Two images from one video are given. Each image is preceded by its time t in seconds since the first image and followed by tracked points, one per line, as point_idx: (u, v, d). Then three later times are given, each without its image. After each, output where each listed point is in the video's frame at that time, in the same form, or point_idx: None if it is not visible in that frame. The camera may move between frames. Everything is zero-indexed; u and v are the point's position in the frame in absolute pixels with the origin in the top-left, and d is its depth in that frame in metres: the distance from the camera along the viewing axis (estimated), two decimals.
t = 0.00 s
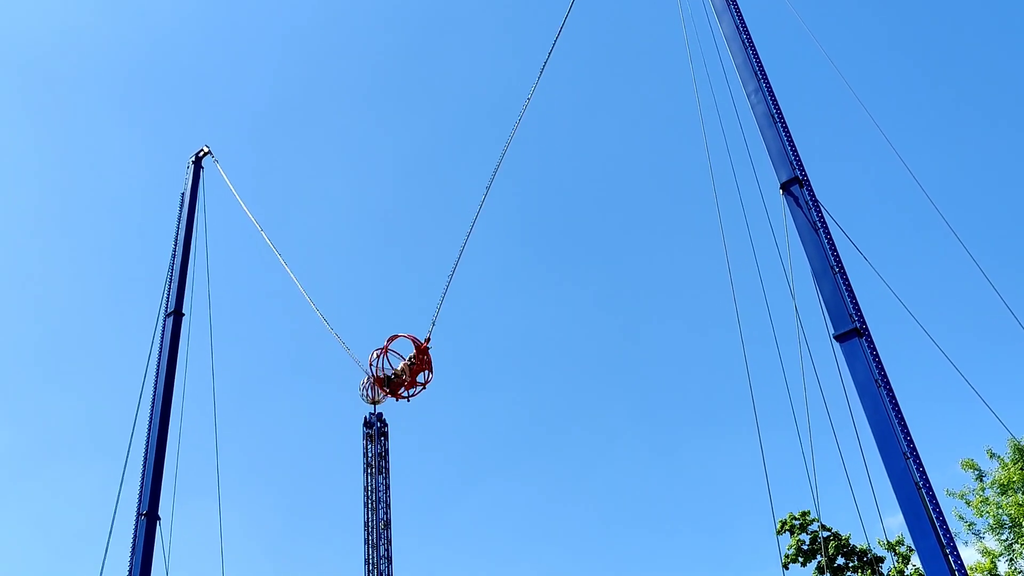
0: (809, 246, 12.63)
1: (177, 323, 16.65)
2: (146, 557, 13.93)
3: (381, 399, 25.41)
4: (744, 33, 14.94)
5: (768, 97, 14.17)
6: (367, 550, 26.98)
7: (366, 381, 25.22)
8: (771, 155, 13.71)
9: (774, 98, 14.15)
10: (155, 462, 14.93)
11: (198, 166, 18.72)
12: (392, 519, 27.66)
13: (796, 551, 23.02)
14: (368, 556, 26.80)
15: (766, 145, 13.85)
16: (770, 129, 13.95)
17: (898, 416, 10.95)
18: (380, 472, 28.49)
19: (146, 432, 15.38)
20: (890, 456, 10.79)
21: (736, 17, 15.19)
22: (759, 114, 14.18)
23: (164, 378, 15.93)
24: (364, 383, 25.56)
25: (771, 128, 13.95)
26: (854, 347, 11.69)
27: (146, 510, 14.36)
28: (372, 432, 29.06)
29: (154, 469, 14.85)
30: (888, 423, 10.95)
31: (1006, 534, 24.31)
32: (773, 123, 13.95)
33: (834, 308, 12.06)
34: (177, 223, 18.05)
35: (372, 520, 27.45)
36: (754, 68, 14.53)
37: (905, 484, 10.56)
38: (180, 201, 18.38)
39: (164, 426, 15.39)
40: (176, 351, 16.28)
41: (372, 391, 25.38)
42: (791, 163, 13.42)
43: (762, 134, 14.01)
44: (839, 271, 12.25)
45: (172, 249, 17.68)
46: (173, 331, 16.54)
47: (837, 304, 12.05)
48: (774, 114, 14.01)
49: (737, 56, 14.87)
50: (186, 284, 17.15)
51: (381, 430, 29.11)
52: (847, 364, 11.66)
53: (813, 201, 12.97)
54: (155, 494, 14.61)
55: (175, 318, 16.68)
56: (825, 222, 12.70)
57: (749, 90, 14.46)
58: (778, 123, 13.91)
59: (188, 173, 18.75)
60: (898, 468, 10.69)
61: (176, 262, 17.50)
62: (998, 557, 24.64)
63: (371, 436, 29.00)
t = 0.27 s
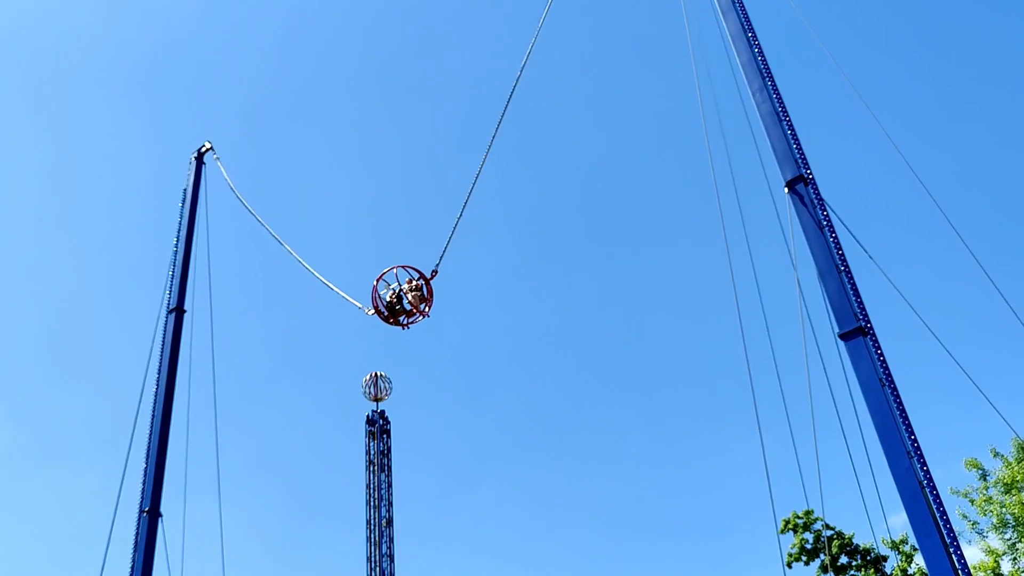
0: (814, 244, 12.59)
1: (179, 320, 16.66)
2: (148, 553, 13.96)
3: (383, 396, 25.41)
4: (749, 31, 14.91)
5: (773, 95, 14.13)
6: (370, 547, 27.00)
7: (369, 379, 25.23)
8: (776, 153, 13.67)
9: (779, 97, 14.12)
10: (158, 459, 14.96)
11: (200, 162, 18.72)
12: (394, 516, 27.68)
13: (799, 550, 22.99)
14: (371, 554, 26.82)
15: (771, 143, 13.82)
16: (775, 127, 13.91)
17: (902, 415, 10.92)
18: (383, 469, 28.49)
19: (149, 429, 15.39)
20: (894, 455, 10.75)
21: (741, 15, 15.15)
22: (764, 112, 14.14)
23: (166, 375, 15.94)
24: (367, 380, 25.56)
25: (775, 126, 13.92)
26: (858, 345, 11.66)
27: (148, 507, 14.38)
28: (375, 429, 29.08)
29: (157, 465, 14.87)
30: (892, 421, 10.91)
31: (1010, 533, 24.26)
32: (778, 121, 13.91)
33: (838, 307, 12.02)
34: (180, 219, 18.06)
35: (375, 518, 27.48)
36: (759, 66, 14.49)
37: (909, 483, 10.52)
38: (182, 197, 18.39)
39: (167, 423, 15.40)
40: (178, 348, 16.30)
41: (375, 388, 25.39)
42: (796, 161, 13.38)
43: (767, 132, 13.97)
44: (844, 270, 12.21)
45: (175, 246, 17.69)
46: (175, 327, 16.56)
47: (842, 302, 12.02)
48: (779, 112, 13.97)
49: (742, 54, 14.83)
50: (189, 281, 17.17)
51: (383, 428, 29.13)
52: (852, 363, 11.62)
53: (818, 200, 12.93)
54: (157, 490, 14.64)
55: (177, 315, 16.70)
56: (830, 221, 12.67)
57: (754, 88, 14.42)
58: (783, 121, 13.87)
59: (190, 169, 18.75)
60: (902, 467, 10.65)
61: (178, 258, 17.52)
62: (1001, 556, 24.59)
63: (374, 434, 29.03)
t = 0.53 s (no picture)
0: (817, 246, 12.57)
1: (182, 320, 16.66)
2: (150, 553, 13.95)
3: (385, 397, 25.39)
4: (753, 32, 14.88)
5: (776, 96, 14.11)
6: (371, 548, 26.99)
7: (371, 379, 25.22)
8: (778, 155, 13.65)
9: (782, 98, 14.09)
10: (160, 459, 14.96)
11: (203, 162, 18.73)
12: (396, 517, 27.66)
13: (801, 552, 22.95)
14: (372, 555, 26.80)
15: (774, 145, 13.79)
16: (778, 128, 13.89)
17: (904, 417, 10.88)
18: (384, 470, 28.48)
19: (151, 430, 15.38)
20: (897, 458, 10.72)
21: (744, 16, 15.13)
22: (767, 114, 14.11)
23: (168, 375, 15.94)
24: (368, 381, 25.55)
25: (778, 127, 13.89)
26: (861, 347, 11.63)
27: (150, 507, 14.38)
28: (376, 430, 29.07)
29: (159, 465, 14.87)
30: (895, 424, 10.88)
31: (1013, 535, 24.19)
32: (781, 122, 13.89)
33: (841, 308, 11.99)
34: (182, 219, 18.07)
35: (376, 519, 27.46)
36: (762, 67, 14.47)
37: (912, 485, 10.48)
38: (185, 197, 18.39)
39: (169, 424, 15.39)
40: (180, 348, 16.29)
41: (376, 389, 25.38)
42: (798, 163, 13.36)
43: (770, 133, 13.94)
44: (847, 271, 12.18)
45: (177, 246, 17.68)
46: (177, 327, 16.55)
47: (844, 304, 11.99)
48: (782, 114, 13.94)
49: (745, 56, 14.80)
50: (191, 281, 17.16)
51: (385, 428, 29.12)
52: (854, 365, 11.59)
53: (821, 201, 12.91)
54: (159, 490, 14.63)
55: (179, 315, 16.69)
56: (833, 222, 12.64)
57: (757, 90, 14.40)
58: (786, 122, 13.84)
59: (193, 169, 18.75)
60: (904, 470, 10.62)
61: (181, 258, 17.52)
62: (1004, 559, 24.52)
63: (376, 434, 29.02)
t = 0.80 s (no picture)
0: (816, 250, 12.60)
1: (182, 324, 16.68)
2: (150, 556, 13.96)
3: (385, 400, 25.41)
4: (752, 36, 14.92)
5: (775, 100, 14.15)
6: (371, 551, 26.98)
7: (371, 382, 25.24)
8: (778, 159, 13.69)
9: (781, 102, 14.13)
10: (160, 462, 14.96)
11: (204, 166, 18.76)
12: (396, 520, 27.66)
13: (801, 555, 22.95)
14: (372, 557, 26.80)
15: (773, 148, 13.83)
16: (777, 132, 13.93)
17: (903, 421, 10.91)
18: (384, 473, 28.47)
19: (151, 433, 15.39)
20: (896, 462, 10.74)
21: (744, 20, 15.17)
22: (766, 118, 14.15)
23: (169, 379, 15.95)
24: (368, 384, 25.56)
25: (778, 130, 13.93)
26: (860, 351, 11.66)
27: (150, 510, 14.39)
28: (376, 433, 29.08)
29: (159, 468, 14.89)
30: (894, 427, 10.91)
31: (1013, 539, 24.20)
32: (780, 125, 13.93)
33: (840, 312, 12.03)
34: (183, 223, 18.10)
35: (376, 522, 27.46)
36: (761, 71, 14.52)
37: (911, 489, 10.51)
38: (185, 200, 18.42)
39: (169, 427, 15.40)
40: (181, 352, 16.31)
41: (377, 392, 25.40)
42: (797, 166, 13.40)
43: (770, 137, 13.98)
44: (846, 275, 12.22)
45: (178, 250, 17.70)
46: (178, 331, 16.57)
47: (843, 307, 12.02)
48: (781, 117, 13.98)
49: (745, 59, 14.84)
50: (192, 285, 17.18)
51: (385, 431, 29.13)
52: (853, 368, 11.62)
53: (820, 205, 12.94)
54: (160, 493, 14.64)
55: (180, 318, 16.72)
56: (832, 226, 12.67)
57: (756, 93, 14.44)
58: (785, 126, 13.88)
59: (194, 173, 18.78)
60: (904, 473, 10.65)
61: (182, 262, 17.55)
62: (1004, 563, 24.53)
63: (376, 437, 29.03)
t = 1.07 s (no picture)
0: (814, 252, 12.62)
1: (181, 326, 16.68)
2: (149, 559, 13.95)
3: (385, 402, 25.40)
4: (751, 39, 14.95)
5: (774, 102, 14.17)
6: (370, 553, 26.97)
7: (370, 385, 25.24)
8: (776, 161, 13.72)
9: (780, 105, 14.15)
10: (159, 465, 14.96)
11: (202, 169, 18.77)
12: (395, 523, 27.64)
13: (800, 557, 22.95)
14: (371, 560, 26.78)
15: (772, 151, 13.85)
16: (776, 135, 13.95)
17: (902, 423, 10.92)
18: (383, 475, 28.47)
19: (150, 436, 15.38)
20: (895, 464, 10.75)
21: (743, 23, 15.20)
22: (766, 120, 14.18)
23: (167, 381, 15.95)
24: (368, 386, 25.57)
25: (776, 133, 13.96)
26: (859, 353, 11.67)
27: (149, 512, 14.38)
28: (376, 435, 29.07)
29: (158, 470, 14.88)
30: (893, 430, 10.92)
31: (1012, 542, 24.20)
32: (779, 128, 13.95)
33: (839, 314, 12.04)
34: (181, 227, 18.10)
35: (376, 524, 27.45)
36: (760, 74, 14.54)
37: (910, 491, 10.52)
38: (184, 203, 18.43)
39: (168, 430, 15.40)
40: (179, 354, 16.31)
41: (376, 394, 25.40)
42: (796, 169, 13.41)
43: (768, 140, 14.01)
44: (845, 277, 12.23)
45: (177, 253, 17.70)
46: (177, 334, 16.57)
47: (842, 310, 12.03)
48: (780, 120, 14.00)
49: (744, 62, 14.88)
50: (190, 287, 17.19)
51: (384, 433, 29.12)
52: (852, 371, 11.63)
53: (819, 208, 12.96)
54: (159, 495, 14.64)
55: (178, 321, 16.72)
56: (831, 229, 12.69)
57: (755, 96, 14.47)
58: (784, 129, 13.91)
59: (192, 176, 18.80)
60: (903, 476, 10.65)
61: (180, 264, 17.56)
62: (1003, 566, 24.54)
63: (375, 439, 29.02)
